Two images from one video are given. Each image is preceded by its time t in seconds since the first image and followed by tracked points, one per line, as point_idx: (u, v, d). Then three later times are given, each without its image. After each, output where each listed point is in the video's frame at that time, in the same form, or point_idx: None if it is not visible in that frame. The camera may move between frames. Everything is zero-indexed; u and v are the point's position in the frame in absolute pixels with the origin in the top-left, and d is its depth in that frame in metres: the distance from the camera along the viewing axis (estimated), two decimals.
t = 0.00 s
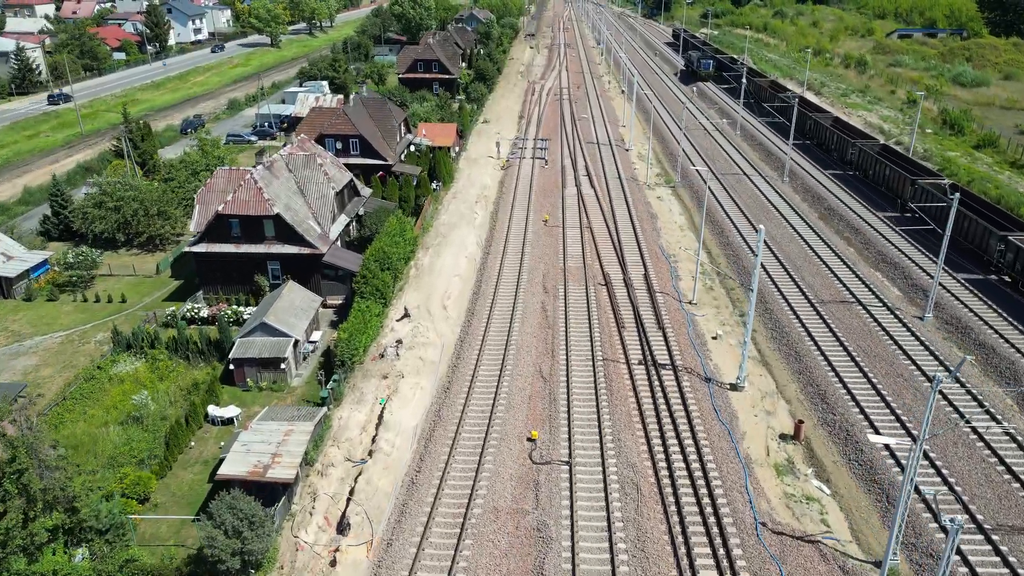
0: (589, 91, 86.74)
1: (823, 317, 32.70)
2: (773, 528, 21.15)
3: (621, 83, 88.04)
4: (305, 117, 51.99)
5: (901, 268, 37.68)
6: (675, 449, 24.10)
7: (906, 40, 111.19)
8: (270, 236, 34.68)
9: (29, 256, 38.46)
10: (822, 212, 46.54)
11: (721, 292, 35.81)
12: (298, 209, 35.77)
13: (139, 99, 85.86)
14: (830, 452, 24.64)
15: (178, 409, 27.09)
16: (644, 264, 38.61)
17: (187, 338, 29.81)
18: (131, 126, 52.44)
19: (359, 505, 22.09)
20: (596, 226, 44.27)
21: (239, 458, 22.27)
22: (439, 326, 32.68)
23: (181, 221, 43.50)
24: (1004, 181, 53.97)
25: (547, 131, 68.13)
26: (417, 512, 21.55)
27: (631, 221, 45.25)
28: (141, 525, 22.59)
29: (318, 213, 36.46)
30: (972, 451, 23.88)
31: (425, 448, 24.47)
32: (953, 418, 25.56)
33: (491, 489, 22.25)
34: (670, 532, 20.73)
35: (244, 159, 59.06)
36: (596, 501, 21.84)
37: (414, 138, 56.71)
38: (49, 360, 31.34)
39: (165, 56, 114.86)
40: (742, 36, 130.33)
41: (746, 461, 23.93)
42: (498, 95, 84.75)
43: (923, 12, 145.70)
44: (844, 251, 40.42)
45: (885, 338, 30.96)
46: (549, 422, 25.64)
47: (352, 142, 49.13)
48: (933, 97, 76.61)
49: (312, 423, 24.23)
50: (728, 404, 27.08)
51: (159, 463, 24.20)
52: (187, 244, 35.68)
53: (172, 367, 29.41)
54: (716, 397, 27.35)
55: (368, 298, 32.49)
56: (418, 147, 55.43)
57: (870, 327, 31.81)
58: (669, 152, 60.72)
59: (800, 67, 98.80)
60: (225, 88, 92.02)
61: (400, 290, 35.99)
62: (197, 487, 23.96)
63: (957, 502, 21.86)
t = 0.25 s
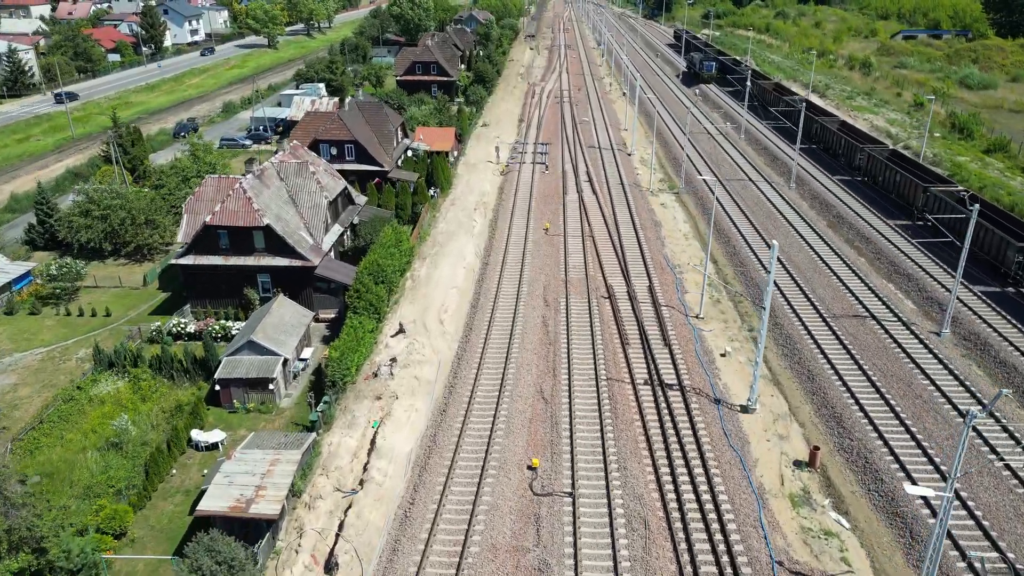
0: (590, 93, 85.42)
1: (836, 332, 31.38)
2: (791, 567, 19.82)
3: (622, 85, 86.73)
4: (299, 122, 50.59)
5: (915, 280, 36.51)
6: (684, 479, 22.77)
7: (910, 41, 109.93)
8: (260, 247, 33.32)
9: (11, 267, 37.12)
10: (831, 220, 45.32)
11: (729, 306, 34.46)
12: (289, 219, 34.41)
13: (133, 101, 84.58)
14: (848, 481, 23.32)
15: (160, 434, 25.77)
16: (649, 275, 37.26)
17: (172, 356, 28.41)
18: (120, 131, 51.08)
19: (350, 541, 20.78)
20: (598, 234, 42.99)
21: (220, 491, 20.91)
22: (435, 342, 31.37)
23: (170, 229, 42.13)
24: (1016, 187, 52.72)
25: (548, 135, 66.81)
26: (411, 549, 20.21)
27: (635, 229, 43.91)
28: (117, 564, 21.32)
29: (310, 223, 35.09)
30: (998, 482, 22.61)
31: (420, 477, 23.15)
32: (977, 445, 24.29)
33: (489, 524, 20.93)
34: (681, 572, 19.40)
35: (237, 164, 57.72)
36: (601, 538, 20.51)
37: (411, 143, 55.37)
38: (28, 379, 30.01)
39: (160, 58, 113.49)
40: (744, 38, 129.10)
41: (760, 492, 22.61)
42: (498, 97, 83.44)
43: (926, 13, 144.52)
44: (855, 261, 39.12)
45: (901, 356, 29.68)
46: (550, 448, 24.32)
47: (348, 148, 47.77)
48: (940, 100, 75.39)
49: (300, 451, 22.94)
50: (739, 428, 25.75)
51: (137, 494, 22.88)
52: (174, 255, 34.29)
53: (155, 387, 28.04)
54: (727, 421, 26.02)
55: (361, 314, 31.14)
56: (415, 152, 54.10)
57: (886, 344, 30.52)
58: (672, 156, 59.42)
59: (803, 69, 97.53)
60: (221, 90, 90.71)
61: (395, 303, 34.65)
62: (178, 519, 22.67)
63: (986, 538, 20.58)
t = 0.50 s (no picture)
0: (591, 96, 84.11)
1: (850, 349, 30.07)
2: None
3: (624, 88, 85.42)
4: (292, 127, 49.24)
5: (930, 292, 35.29)
6: (696, 514, 21.43)
7: (915, 42, 108.69)
8: (249, 260, 31.96)
9: None
10: (840, 228, 44.05)
11: (738, 321, 33.19)
12: (280, 230, 33.04)
13: (126, 104, 83.21)
14: (868, 514, 22.02)
15: (140, 462, 24.44)
16: (653, 288, 35.93)
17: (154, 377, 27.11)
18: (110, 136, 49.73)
19: None
20: (601, 243, 41.72)
21: (199, 530, 19.60)
22: (432, 359, 30.06)
23: (158, 238, 40.76)
24: None
25: (548, 139, 65.53)
26: None
27: (638, 238, 42.61)
28: None
29: (302, 233, 33.73)
30: None
31: (414, 509, 21.84)
32: (1003, 475, 23.00)
33: (487, 563, 19.60)
34: None
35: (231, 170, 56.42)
36: None
37: (409, 148, 54.11)
38: (4, 400, 28.66)
39: (156, 59, 112.16)
40: (746, 39, 127.85)
41: (775, 527, 21.32)
42: (497, 100, 82.14)
43: (930, 14, 143.23)
44: (866, 272, 37.81)
45: (919, 375, 28.38)
46: (552, 477, 22.98)
47: (343, 154, 46.45)
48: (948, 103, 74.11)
49: (285, 483, 21.63)
50: (752, 454, 24.44)
51: (113, 529, 21.49)
52: (160, 267, 32.94)
53: (137, 410, 26.75)
54: (738, 446, 24.69)
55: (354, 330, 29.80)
56: (413, 157, 52.79)
57: (902, 363, 29.23)
58: (675, 161, 58.10)
59: (807, 71, 96.25)
60: (217, 93, 89.44)
61: (390, 317, 33.34)
62: (156, 555, 21.27)
63: None
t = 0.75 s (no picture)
0: (592, 98, 82.77)
1: (866, 368, 28.74)
2: None
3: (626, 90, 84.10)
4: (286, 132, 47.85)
5: (947, 305, 33.99)
6: (708, 551, 20.09)
7: (920, 43, 107.37)
8: (237, 274, 30.63)
9: None
10: (850, 237, 42.73)
11: (747, 337, 31.87)
12: (270, 242, 31.70)
13: (119, 107, 81.83)
14: (891, 550, 20.70)
15: (118, 492, 23.10)
16: (659, 301, 34.58)
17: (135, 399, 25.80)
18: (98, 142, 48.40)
19: None
20: (603, 253, 40.41)
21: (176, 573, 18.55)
22: (428, 378, 28.72)
23: (146, 249, 39.40)
24: None
25: (549, 143, 64.20)
26: None
27: (642, 247, 41.30)
28: None
29: (293, 245, 32.37)
30: None
31: (408, 546, 20.51)
32: None
33: None
34: None
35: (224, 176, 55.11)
36: None
37: (406, 153, 52.73)
38: None
39: (151, 61, 110.78)
40: (748, 40, 126.57)
41: (793, 565, 19.98)
42: (497, 103, 80.81)
43: (934, 15, 141.88)
44: (879, 284, 36.46)
45: (940, 397, 27.05)
46: (555, 510, 21.64)
47: (338, 160, 45.06)
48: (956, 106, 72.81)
49: (269, 516, 20.56)
50: (765, 482, 23.11)
51: (87, 568, 20.10)
52: (145, 281, 31.59)
53: (117, 435, 25.44)
54: (751, 474, 23.36)
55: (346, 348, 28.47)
56: (410, 163, 51.50)
57: (921, 383, 27.90)
58: (679, 166, 56.74)
59: (811, 74, 94.94)
60: (212, 95, 88.17)
61: (385, 333, 32.00)
62: None
63: None
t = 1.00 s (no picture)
0: (593, 101, 81.44)
1: (883, 389, 27.43)
2: None
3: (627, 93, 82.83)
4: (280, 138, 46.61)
5: (964, 320, 32.72)
6: None
7: (925, 45, 106.13)
8: (225, 288, 29.28)
9: None
10: (861, 247, 41.44)
11: (757, 355, 30.55)
12: (259, 255, 30.36)
13: (112, 110, 80.53)
14: None
15: (94, 525, 21.78)
16: (664, 316, 33.25)
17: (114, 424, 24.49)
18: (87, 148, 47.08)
19: None
20: (606, 263, 39.13)
21: None
22: (424, 399, 27.41)
23: (133, 259, 38.06)
24: None
25: (550, 147, 62.88)
26: None
27: (646, 257, 39.98)
28: None
29: (284, 258, 31.03)
30: None
31: None
32: None
33: None
34: None
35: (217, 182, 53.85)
36: None
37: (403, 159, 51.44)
38: None
39: (147, 63, 109.47)
40: (751, 41, 125.34)
41: None
42: (497, 106, 79.50)
43: (938, 15, 140.65)
44: (892, 297, 35.15)
45: (961, 420, 25.75)
46: (558, 546, 20.33)
47: (332, 166, 43.69)
48: (964, 109, 71.54)
49: (252, 556, 19.48)
50: (780, 515, 21.81)
51: None
52: (128, 296, 30.22)
53: (94, 462, 24.12)
54: (765, 505, 22.05)
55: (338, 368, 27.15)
56: (407, 169, 50.22)
57: (942, 405, 26.60)
58: (683, 171, 55.39)
59: (815, 75, 93.67)
60: (207, 98, 86.90)
61: (379, 350, 30.68)
62: None
63: None
